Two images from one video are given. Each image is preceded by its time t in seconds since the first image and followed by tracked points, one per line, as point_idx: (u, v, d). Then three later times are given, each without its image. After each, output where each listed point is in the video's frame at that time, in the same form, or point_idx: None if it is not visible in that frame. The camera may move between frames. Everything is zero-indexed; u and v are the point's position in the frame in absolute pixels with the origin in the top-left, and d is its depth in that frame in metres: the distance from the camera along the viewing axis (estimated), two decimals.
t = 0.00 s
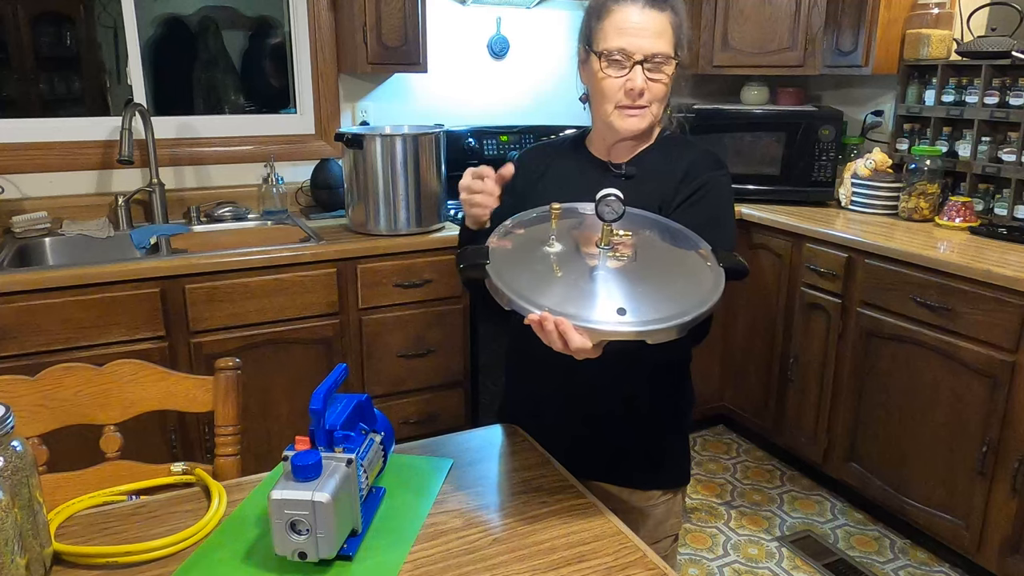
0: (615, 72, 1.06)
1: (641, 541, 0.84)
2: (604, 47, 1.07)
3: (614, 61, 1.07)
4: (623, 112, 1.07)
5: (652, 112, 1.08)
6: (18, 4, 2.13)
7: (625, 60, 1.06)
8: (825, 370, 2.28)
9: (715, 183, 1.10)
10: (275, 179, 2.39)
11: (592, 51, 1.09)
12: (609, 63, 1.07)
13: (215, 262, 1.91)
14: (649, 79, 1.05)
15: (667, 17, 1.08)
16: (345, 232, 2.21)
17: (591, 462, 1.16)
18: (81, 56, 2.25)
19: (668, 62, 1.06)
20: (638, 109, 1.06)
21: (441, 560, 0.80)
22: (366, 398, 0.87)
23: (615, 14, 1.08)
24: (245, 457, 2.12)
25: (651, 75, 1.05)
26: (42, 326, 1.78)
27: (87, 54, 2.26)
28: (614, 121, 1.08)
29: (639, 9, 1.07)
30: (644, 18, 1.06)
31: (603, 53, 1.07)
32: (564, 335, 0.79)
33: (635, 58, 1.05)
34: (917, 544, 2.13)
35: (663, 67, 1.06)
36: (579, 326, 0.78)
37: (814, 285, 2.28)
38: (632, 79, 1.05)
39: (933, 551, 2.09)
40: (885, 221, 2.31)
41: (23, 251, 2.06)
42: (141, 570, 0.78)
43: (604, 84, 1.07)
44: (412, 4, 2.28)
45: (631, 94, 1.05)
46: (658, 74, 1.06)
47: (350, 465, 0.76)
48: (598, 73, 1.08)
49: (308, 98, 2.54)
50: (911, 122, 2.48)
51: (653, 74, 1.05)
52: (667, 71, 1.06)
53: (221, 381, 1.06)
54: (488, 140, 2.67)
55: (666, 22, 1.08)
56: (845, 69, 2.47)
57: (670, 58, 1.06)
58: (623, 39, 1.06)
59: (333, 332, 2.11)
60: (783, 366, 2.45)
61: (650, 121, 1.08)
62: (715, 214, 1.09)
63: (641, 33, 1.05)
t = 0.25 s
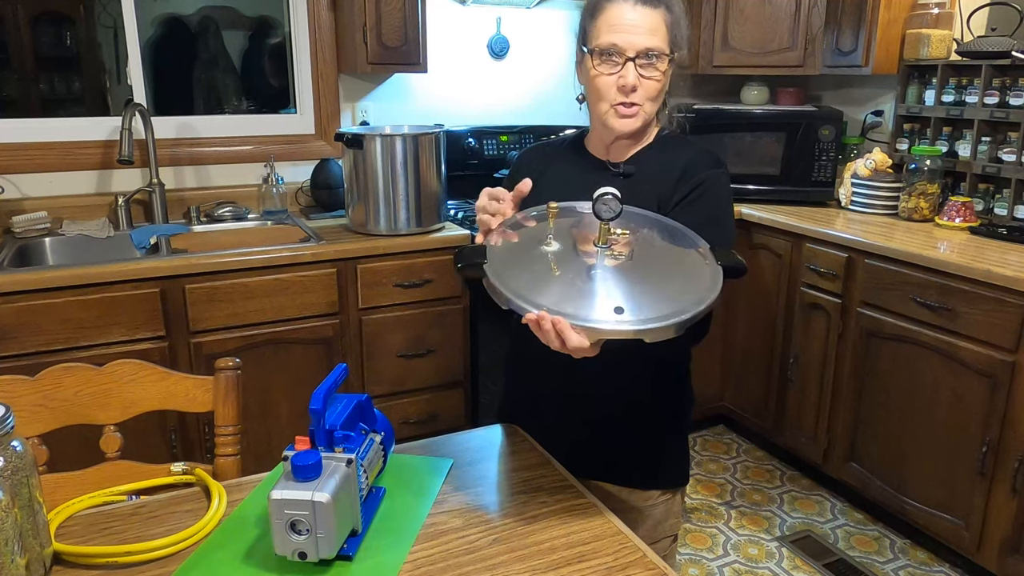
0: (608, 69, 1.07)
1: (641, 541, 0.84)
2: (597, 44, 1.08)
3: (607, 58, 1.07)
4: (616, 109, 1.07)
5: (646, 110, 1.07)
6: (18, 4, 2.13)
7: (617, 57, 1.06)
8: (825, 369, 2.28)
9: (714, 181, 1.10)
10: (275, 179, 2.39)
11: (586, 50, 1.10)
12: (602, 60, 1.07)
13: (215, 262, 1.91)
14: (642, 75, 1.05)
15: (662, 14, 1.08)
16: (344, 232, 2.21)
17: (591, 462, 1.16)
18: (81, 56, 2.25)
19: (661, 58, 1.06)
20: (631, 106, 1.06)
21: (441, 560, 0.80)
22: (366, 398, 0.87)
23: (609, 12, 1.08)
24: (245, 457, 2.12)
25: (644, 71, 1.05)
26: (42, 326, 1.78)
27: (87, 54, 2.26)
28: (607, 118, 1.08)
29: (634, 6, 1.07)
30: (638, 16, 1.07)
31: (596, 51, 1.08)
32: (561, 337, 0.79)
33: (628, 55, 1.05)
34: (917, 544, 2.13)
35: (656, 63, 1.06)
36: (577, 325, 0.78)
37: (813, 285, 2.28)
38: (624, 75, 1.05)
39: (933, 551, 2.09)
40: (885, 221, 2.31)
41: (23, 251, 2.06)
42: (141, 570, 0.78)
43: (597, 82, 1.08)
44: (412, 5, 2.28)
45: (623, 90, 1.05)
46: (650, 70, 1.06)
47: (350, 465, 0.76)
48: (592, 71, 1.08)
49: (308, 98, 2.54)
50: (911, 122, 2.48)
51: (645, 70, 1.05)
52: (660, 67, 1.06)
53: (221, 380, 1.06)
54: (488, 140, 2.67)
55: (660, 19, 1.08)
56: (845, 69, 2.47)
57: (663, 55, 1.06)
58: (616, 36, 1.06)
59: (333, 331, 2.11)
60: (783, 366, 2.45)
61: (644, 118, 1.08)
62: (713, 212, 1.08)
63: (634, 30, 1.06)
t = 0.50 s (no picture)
0: (601, 68, 1.07)
1: (641, 541, 0.84)
2: (591, 42, 1.08)
3: (601, 57, 1.07)
4: (609, 108, 1.07)
5: (641, 109, 1.07)
6: (18, 5, 2.13)
7: (611, 56, 1.06)
8: (825, 369, 2.28)
9: (713, 183, 1.10)
10: (275, 179, 2.39)
11: (581, 49, 1.11)
12: (596, 60, 1.08)
13: (215, 262, 1.91)
14: (635, 75, 1.05)
15: (656, 13, 1.08)
16: (344, 232, 2.21)
17: (590, 462, 1.16)
18: (81, 56, 2.25)
19: (656, 57, 1.06)
20: (624, 105, 1.06)
21: (441, 560, 0.80)
22: (366, 398, 0.87)
23: (604, 11, 1.08)
24: (245, 457, 2.12)
25: (637, 70, 1.05)
26: (42, 326, 1.78)
27: (87, 54, 2.26)
28: (601, 118, 1.08)
29: (630, 6, 1.07)
30: (633, 15, 1.06)
31: (589, 50, 1.08)
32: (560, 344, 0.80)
33: (621, 54, 1.06)
34: (917, 544, 2.13)
35: (650, 63, 1.06)
36: (575, 332, 0.79)
37: (813, 285, 2.28)
38: (617, 74, 1.05)
39: (933, 551, 2.09)
40: (885, 221, 2.31)
41: (23, 251, 2.06)
42: (141, 570, 0.78)
43: (590, 81, 1.09)
44: (412, 5, 2.29)
45: (616, 90, 1.06)
46: (644, 69, 1.06)
47: (350, 465, 0.76)
48: (586, 70, 1.09)
49: (308, 98, 2.54)
50: (911, 122, 2.48)
51: (639, 69, 1.05)
52: (654, 66, 1.06)
53: (221, 380, 1.06)
54: (488, 139, 2.67)
55: (654, 18, 1.07)
56: (845, 69, 2.47)
57: (658, 54, 1.06)
58: (609, 35, 1.06)
59: (333, 332, 2.12)
60: (783, 366, 2.45)
61: (639, 118, 1.08)
62: (712, 214, 1.08)
63: (629, 29, 1.05)
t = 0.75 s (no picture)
0: (602, 69, 1.07)
1: (640, 541, 0.84)
2: (591, 43, 1.08)
3: (601, 57, 1.07)
4: (609, 109, 1.07)
5: (641, 109, 1.08)
6: (18, 5, 2.13)
7: (611, 56, 1.06)
8: (825, 369, 2.28)
9: (711, 184, 1.10)
10: (275, 179, 2.39)
11: (581, 50, 1.11)
12: (596, 60, 1.08)
13: (215, 262, 1.91)
14: (636, 76, 1.05)
15: (656, 14, 1.08)
16: (344, 232, 2.21)
17: (590, 463, 1.16)
18: (81, 57, 2.25)
19: (656, 58, 1.06)
20: (625, 106, 1.07)
21: (440, 560, 0.80)
22: (366, 398, 0.87)
23: (604, 11, 1.08)
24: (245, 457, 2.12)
25: (637, 71, 1.05)
26: (42, 326, 1.78)
27: (87, 54, 2.26)
28: (602, 118, 1.08)
29: (630, 6, 1.07)
30: (633, 15, 1.07)
31: (590, 51, 1.08)
32: (558, 348, 0.80)
33: (621, 54, 1.05)
34: (917, 544, 2.13)
35: (650, 63, 1.06)
36: (573, 337, 0.79)
37: (813, 285, 2.28)
38: (617, 75, 1.05)
39: (933, 551, 2.09)
40: (885, 221, 2.31)
41: (23, 251, 2.06)
42: (141, 570, 0.78)
43: (591, 82, 1.08)
44: (412, 5, 2.29)
45: (617, 90, 1.06)
46: (645, 70, 1.06)
47: (350, 465, 0.76)
48: (586, 71, 1.08)
49: (308, 98, 2.54)
50: (911, 122, 2.48)
51: (639, 70, 1.05)
52: (655, 67, 1.06)
53: (221, 381, 1.06)
54: (488, 140, 2.67)
55: (655, 19, 1.07)
56: (845, 69, 2.47)
57: (658, 55, 1.06)
58: (609, 35, 1.06)
59: (333, 332, 2.12)
60: (783, 366, 2.45)
61: (639, 118, 1.08)
62: (711, 215, 1.08)
63: (629, 30, 1.05)
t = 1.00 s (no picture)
0: (602, 69, 1.07)
1: (640, 541, 0.84)
2: (591, 44, 1.08)
3: (601, 58, 1.07)
4: (609, 109, 1.08)
5: (641, 109, 1.08)
6: (17, 4, 2.13)
7: (611, 57, 1.06)
8: (825, 369, 2.28)
9: (710, 184, 1.10)
10: (275, 179, 2.39)
11: (581, 50, 1.11)
12: (596, 61, 1.08)
13: (215, 262, 1.91)
14: (635, 76, 1.05)
15: (656, 14, 1.08)
16: (344, 232, 2.21)
17: (589, 463, 1.16)
18: (81, 57, 2.25)
19: (656, 58, 1.06)
20: (625, 106, 1.07)
21: (440, 560, 0.80)
22: (366, 398, 0.87)
23: (604, 11, 1.08)
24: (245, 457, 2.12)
25: (638, 71, 1.05)
26: (42, 326, 1.78)
27: (87, 54, 2.26)
28: (602, 119, 1.09)
29: (630, 7, 1.07)
30: (633, 16, 1.06)
31: (589, 51, 1.08)
32: (557, 347, 0.80)
33: (621, 55, 1.05)
34: (917, 544, 2.13)
35: (650, 63, 1.06)
36: (573, 336, 0.79)
37: (813, 285, 2.28)
38: (617, 75, 1.05)
39: (933, 551, 2.09)
40: (885, 221, 2.31)
41: (23, 251, 2.06)
42: (141, 570, 0.78)
43: (591, 82, 1.08)
44: (412, 5, 2.29)
45: (617, 91, 1.06)
46: (645, 70, 1.06)
47: (350, 465, 0.76)
48: (586, 71, 1.08)
49: (308, 98, 2.54)
50: (911, 122, 2.48)
51: (639, 70, 1.05)
52: (655, 68, 1.06)
53: (221, 381, 1.06)
54: (488, 140, 2.67)
55: (654, 19, 1.07)
56: (846, 69, 2.47)
57: (658, 55, 1.06)
58: (609, 36, 1.06)
59: (333, 331, 2.12)
60: (783, 366, 2.45)
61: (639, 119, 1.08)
62: (710, 214, 1.08)
63: (629, 30, 1.05)
